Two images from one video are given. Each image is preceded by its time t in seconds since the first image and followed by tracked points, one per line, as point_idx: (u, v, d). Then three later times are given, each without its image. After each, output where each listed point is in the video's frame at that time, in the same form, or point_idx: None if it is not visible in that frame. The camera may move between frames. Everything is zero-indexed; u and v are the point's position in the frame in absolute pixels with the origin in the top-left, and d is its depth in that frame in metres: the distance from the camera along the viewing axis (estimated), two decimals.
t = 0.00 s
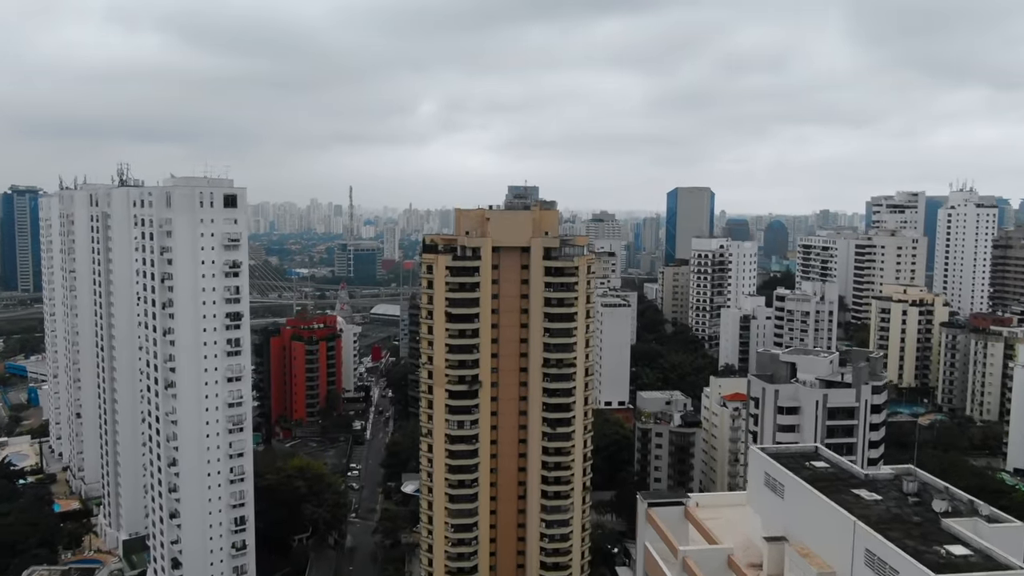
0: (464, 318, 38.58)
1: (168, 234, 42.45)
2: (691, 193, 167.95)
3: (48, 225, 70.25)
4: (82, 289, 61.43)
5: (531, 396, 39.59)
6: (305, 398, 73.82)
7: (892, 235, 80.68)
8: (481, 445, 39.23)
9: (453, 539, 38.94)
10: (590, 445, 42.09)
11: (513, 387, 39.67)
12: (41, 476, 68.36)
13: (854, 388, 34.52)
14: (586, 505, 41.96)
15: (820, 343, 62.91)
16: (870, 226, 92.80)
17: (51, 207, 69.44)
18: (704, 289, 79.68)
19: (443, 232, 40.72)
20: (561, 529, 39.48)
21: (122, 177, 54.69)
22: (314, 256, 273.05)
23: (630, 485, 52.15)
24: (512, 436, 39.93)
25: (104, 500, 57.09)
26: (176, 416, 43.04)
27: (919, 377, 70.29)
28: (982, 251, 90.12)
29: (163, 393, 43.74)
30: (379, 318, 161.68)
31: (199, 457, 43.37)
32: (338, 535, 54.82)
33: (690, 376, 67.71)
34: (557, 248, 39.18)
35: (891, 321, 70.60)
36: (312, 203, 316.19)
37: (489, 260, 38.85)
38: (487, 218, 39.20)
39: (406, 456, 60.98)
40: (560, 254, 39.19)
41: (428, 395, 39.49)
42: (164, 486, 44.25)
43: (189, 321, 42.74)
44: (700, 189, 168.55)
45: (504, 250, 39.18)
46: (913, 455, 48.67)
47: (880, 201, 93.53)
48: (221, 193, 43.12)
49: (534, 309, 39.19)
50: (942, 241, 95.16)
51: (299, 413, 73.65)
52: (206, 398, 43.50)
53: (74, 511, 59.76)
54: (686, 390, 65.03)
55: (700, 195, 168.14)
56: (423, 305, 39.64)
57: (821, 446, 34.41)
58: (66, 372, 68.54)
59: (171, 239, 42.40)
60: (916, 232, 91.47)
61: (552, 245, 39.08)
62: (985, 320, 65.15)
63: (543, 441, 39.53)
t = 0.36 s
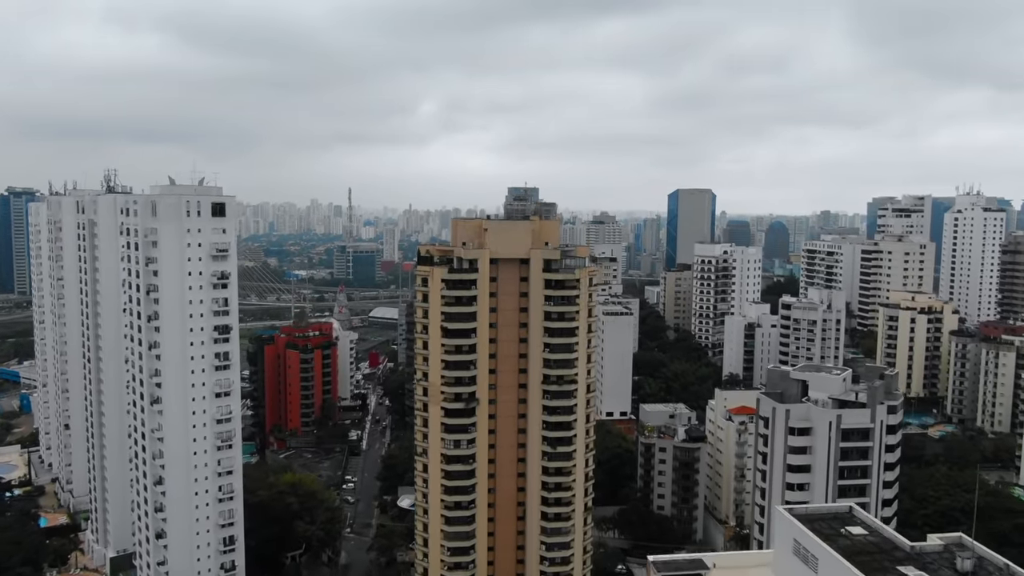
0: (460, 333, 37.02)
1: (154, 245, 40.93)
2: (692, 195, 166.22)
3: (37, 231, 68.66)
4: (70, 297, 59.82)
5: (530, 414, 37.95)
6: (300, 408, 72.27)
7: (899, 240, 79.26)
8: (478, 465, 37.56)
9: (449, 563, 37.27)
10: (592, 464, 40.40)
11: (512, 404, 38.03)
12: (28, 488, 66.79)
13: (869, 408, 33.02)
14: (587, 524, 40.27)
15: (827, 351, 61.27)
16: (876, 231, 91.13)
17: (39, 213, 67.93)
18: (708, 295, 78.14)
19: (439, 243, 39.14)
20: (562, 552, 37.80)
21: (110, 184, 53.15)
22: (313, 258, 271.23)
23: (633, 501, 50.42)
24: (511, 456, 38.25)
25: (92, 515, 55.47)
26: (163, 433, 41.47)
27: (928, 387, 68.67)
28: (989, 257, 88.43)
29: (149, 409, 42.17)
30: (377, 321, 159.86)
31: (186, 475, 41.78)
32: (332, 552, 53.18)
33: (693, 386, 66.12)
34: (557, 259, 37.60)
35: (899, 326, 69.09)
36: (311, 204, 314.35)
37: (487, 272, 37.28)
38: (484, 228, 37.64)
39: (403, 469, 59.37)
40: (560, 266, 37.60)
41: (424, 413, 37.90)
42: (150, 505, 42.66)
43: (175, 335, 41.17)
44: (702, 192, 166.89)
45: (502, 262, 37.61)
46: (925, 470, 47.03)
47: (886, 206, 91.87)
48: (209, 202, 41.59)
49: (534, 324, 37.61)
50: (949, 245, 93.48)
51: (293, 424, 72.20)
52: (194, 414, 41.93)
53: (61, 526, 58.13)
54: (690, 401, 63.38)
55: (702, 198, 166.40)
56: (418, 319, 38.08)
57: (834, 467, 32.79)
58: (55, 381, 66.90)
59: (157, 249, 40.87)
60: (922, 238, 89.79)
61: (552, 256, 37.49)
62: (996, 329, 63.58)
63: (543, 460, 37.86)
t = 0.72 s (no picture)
0: (456, 351, 35.30)
1: (137, 257, 39.29)
2: (694, 197, 164.13)
3: (24, 238, 66.86)
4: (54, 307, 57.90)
5: (529, 435, 36.17)
6: (294, 418, 70.47)
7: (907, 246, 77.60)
8: (476, 488, 35.74)
9: None
10: (594, 486, 38.59)
11: (510, 424, 36.25)
12: (15, 501, 65.17)
13: (886, 432, 31.37)
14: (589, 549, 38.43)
15: (835, 363, 59.86)
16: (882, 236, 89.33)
17: (27, 220, 66.34)
18: (711, 303, 76.47)
19: (435, 255, 37.45)
20: None
21: (96, 192, 51.48)
22: (312, 259, 269.25)
23: (636, 521, 48.89)
24: (509, 478, 36.43)
25: (77, 533, 53.71)
26: (146, 453, 39.78)
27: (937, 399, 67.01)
28: (997, 262, 86.73)
29: (132, 428, 40.47)
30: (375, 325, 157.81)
31: (171, 496, 40.10)
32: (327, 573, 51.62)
33: (698, 398, 64.47)
34: (557, 272, 35.88)
35: (907, 337, 67.58)
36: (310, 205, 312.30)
37: (484, 286, 35.60)
38: (481, 240, 35.97)
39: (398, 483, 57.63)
40: (561, 280, 35.89)
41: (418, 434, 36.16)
42: (134, 528, 40.95)
43: (159, 351, 39.49)
44: (704, 194, 165.02)
45: (500, 276, 35.94)
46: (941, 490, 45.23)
47: (891, 209, 90.03)
48: (194, 212, 39.94)
49: (533, 341, 35.89)
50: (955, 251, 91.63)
51: (286, 435, 70.48)
52: (179, 434, 40.24)
53: (47, 543, 56.36)
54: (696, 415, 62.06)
55: (703, 200, 164.30)
56: (412, 335, 36.40)
57: (850, 494, 31.24)
58: (42, 392, 65.06)
59: (140, 262, 39.23)
60: (929, 243, 88.08)
61: (552, 269, 35.77)
62: (1008, 338, 61.83)
63: (542, 483, 36.05)
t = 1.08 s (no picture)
0: (451, 370, 33.62)
1: (119, 270, 37.63)
2: (695, 199, 162.09)
3: (11, 245, 65.12)
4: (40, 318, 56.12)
5: (528, 458, 34.48)
6: (288, 430, 68.85)
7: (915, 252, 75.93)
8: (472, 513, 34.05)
9: None
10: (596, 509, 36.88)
11: (508, 447, 34.56)
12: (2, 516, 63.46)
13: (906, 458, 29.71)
14: None
15: (843, 373, 58.12)
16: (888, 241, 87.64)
17: (13, 226, 64.67)
18: (715, 310, 74.82)
19: (430, 269, 35.78)
20: None
21: (80, 199, 49.80)
22: (310, 261, 267.36)
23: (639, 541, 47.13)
24: (507, 502, 34.74)
25: (62, 551, 52.01)
26: (129, 475, 38.10)
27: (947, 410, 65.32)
28: (1006, 267, 84.83)
29: (114, 448, 38.79)
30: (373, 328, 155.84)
31: (155, 520, 38.41)
32: None
33: (702, 409, 62.82)
34: (557, 288, 34.22)
35: (916, 347, 65.60)
36: (309, 206, 310.44)
37: (481, 302, 33.94)
38: (478, 254, 34.32)
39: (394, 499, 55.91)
40: (561, 296, 34.22)
41: (411, 457, 34.48)
42: (117, 552, 39.27)
43: (142, 368, 37.81)
44: (705, 196, 163.00)
45: (497, 291, 34.29)
46: (956, 509, 43.53)
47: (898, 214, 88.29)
48: (179, 223, 38.29)
49: (532, 359, 34.24)
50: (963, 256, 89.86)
51: (281, 448, 68.73)
52: (164, 454, 38.54)
53: (32, 561, 54.66)
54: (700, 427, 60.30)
55: (704, 201, 162.25)
56: (405, 353, 34.72)
57: (867, 524, 29.58)
58: (28, 404, 63.30)
59: (122, 275, 37.56)
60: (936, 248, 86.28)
61: (552, 285, 34.11)
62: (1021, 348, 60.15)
63: (542, 508, 34.36)
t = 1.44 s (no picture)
0: (446, 391, 31.95)
1: (99, 285, 36.01)
2: (695, 201, 159.86)
3: None
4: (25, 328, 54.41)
5: (528, 483, 32.77)
6: (282, 441, 66.93)
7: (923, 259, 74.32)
8: (469, 541, 32.36)
9: None
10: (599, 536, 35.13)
11: (506, 471, 32.88)
12: None
13: (927, 488, 27.99)
14: None
15: (852, 386, 56.30)
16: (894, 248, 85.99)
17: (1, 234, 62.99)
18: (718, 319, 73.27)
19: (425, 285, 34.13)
20: None
21: (64, 209, 48.18)
22: (309, 263, 265.54)
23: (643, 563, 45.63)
24: (505, 529, 33.05)
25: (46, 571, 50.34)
26: (110, 497, 36.45)
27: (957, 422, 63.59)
28: (1014, 272, 83.18)
29: (95, 469, 37.13)
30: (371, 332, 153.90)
31: (137, 545, 36.74)
32: None
33: (706, 423, 61.23)
34: (557, 304, 32.54)
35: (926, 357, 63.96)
36: (308, 208, 308.62)
37: (478, 320, 32.30)
38: (474, 269, 32.66)
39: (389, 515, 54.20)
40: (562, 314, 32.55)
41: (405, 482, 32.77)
42: None
43: (123, 387, 36.17)
44: (706, 198, 161.14)
45: (495, 308, 32.63)
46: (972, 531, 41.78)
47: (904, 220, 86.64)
48: (162, 235, 36.66)
49: (532, 380, 32.58)
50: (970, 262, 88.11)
51: (275, 460, 66.92)
52: (146, 476, 36.88)
53: None
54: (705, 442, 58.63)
55: (705, 204, 160.09)
56: (398, 373, 33.05)
57: (886, 558, 27.88)
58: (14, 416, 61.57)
59: (102, 290, 35.94)
60: (943, 254, 84.59)
61: (552, 301, 32.44)
62: None
63: (542, 535, 32.65)
